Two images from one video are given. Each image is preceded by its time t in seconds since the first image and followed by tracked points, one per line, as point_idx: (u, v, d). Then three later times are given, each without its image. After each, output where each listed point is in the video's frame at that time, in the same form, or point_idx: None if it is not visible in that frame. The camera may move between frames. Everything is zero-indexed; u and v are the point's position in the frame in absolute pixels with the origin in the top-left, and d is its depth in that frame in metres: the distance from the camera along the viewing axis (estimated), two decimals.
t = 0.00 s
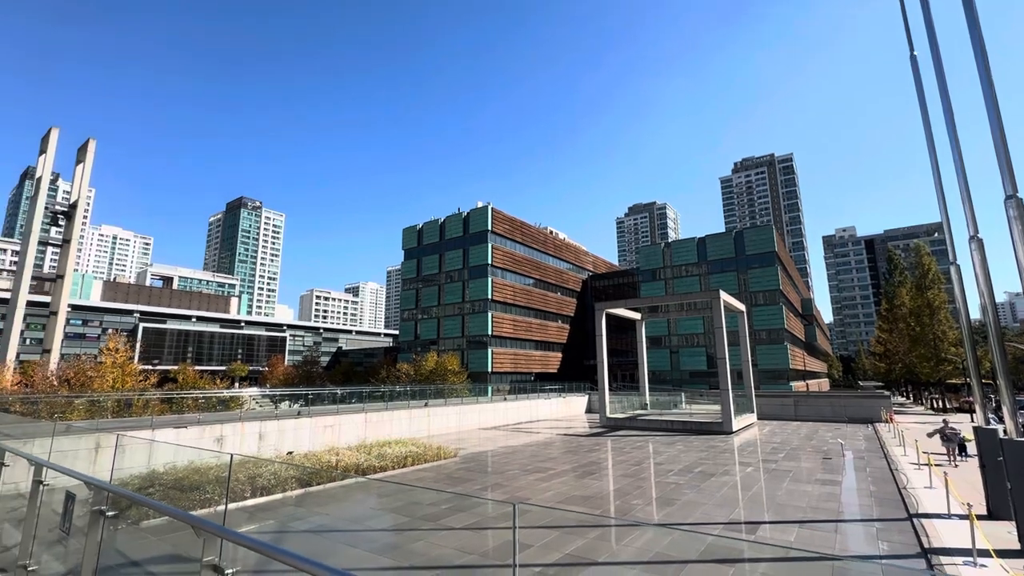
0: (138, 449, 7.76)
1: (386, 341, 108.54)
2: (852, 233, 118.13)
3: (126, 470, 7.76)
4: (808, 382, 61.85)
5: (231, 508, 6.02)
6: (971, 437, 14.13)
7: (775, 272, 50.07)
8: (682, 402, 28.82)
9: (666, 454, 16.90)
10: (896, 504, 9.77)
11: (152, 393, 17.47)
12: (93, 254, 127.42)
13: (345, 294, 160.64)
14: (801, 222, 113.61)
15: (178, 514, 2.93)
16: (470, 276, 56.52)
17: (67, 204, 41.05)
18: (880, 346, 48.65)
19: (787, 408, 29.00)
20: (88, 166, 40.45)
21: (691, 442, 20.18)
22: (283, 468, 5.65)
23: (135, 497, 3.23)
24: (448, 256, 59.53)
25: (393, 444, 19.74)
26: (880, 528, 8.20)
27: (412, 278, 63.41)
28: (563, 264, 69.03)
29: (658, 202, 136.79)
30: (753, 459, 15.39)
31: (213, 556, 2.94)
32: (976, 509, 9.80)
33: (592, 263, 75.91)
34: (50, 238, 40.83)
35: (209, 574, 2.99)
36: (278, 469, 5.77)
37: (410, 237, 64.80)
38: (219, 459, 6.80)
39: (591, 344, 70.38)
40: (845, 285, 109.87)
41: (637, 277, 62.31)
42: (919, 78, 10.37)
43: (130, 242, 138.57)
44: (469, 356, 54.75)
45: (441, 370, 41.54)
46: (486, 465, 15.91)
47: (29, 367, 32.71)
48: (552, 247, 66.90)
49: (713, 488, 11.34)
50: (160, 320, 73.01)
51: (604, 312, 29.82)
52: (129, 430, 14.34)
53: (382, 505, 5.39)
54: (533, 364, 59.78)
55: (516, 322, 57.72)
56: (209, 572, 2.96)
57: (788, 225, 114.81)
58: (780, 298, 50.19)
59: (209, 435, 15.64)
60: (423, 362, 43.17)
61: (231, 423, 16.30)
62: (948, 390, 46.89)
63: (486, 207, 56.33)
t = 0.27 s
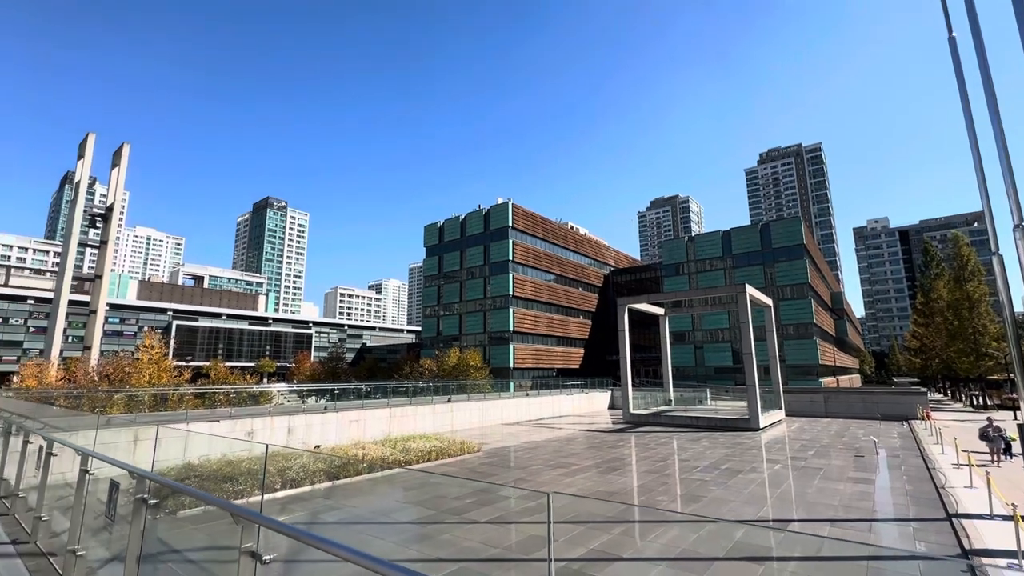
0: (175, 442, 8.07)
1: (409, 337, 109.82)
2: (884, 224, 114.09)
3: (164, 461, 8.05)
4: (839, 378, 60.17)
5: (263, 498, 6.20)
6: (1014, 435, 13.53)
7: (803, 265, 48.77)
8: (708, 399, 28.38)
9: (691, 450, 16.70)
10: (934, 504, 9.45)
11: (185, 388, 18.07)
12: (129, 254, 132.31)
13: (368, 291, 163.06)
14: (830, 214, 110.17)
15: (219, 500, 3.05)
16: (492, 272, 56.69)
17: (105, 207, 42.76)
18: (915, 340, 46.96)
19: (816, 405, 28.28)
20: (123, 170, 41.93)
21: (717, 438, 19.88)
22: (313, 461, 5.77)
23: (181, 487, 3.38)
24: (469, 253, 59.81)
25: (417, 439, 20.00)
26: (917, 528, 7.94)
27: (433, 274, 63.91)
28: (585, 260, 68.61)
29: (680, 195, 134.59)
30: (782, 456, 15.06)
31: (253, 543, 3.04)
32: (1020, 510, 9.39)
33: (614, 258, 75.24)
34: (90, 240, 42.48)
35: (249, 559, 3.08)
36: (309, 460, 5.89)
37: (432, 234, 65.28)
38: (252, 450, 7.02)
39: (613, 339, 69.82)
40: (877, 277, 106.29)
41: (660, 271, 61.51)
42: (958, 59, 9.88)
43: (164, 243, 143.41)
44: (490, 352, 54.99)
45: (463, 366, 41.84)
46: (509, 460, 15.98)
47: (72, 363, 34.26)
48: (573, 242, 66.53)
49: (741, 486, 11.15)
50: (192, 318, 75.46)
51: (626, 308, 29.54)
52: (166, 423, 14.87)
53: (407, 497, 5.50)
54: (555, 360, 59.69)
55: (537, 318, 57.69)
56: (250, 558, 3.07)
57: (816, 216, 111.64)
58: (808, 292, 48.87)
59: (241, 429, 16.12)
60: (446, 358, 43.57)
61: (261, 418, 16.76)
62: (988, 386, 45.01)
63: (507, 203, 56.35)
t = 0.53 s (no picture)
0: (214, 435, 8.40)
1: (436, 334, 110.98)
2: (927, 213, 108.80)
3: (204, 453, 8.38)
4: (879, 374, 57.88)
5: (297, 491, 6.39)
6: None
7: (839, 257, 47.07)
8: (739, 395, 27.76)
9: (723, 448, 16.38)
10: (984, 506, 9.01)
11: (223, 384, 18.72)
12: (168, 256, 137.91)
13: (395, 289, 165.54)
14: (868, 204, 105.51)
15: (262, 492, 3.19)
16: (517, 268, 56.72)
17: (145, 210, 44.70)
18: (961, 335, 44.72)
19: (855, 402, 27.32)
20: (162, 174, 43.81)
21: (749, 436, 19.44)
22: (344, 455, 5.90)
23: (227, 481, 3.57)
24: (494, 250, 60.00)
25: (445, 434, 20.24)
26: (965, 531, 7.58)
27: (459, 272, 64.37)
28: (610, 255, 67.93)
29: (708, 187, 131.52)
30: (818, 454, 14.61)
31: (293, 533, 3.14)
32: None
33: (640, 253, 74.25)
34: (132, 241, 44.47)
35: (289, 549, 3.17)
36: (341, 453, 6.01)
37: (457, 232, 65.74)
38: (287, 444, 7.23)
39: (640, 335, 68.96)
40: (920, 269, 101.56)
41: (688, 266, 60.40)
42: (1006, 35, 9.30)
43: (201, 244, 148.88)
44: (516, 348, 55.10)
45: (489, 362, 42.09)
46: (537, 456, 16.00)
47: (119, 360, 36.06)
48: (599, 237, 65.94)
49: (775, 484, 10.88)
50: (228, 317, 78.20)
51: (654, 303, 29.11)
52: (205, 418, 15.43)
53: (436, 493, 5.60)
54: (582, 356, 59.39)
55: (563, 314, 57.48)
56: (290, 547, 3.17)
57: (853, 207, 107.54)
58: (845, 285, 47.15)
59: (276, 424, 16.62)
60: (472, 355, 43.92)
61: (294, 413, 17.24)
62: None
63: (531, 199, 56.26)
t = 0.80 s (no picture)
0: (259, 430, 8.74)
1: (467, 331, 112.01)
2: (984, 198, 102.19)
3: (251, 447, 8.73)
4: (931, 370, 54.94)
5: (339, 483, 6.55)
6: None
7: (885, 246, 44.83)
8: (780, 391, 26.90)
9: (764, 446, 15.91)
10: None
11: (266, 381, 19.52)
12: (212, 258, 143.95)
13: (427, 287, 167.89)
14: (917, 190, 99.76)
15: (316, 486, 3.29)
16: (547, 265, 56.57)
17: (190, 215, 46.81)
18: None
19: (905, 399, 26.04)
20: (205, 181, 45.82)
21: (791, 433, 18.81)
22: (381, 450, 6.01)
23: (285, 475, 3.74)
24: (524, 246, 60.00)
25: (479, 430, 20.46)
26: None
27: (489, 269, 64.71)
28: (642, 249, 66.84)
29: (744, 178, 127.47)
30: (866, 453, 14.00)
31: (343, 526, 3.22)
32: None
33: (673, 246, 72.79)
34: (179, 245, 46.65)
35: (341, 541, 3.24)
36: (377, 448, 6.11)
37: (486, 230, 66.07)
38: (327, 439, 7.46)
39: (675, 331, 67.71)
40: (976, 258, 95.55)
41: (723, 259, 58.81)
42: None
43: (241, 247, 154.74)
44: (548, 345, 55.01)
45: (521, 359, 42.18)
46: (571, 453, 15.97)
47: (169, 358, 37.99)
48: (630, 231, 65.00)
49: (819, 483, 10.51)
50: (268, 316, 81.18)
51: (688, 298, 28.44)
52: (250, 414, 16.11)
53: (471, 488, 5.60)
54: (614, 352, 58.79)
55: (594, 310, 57.01)
56: (342, 539, 3.24)
57: (900, 194, 102.18)
58: (893, 276, 44.88)
59: (316, 420, 17.18)
60: (504, 351, 44.13)
61: (334, 409, 17.76)
62: None
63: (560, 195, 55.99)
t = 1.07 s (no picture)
0: (299, 427, 9.02)
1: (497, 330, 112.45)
2: None
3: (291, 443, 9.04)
4: (987, 366, 51.85)
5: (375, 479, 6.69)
6: None
7: (934, 237, 42.56)
8: (820, 389, 25.90)
9: (805, 446, 15.37)
10: None
11: (303, 379, 20.13)
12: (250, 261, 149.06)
13: (455, 286, 169.52)
14: (969, 177, 94.00)
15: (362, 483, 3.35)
16: (576, 262, 56.19)
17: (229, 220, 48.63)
18: None
19: (958, 397, 24.67)
20: (243, 187, 47.50)
21: (834, 433, 18.13)
22: (415, 447, 6.07)
23: (329, 471, 3.84)
24: (552, 244, 59.78)
25: (511, 428, 20.53)
26: None
27: (517, 267, 64.75)
28: (673, 245, 65.59)
29: (779, 169, 123.30)
30: (917, 454, 13.31)
31: (385, 522, 3.25)
32: None
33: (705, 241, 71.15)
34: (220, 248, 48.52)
35: (385, 538, 3.26)
36: (410, 444, 6.16)
37: (514, 228, 66.15)
38: (364, 435, 7.63)
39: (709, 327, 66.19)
40: None
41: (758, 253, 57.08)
42: None
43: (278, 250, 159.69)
44: (578, 343, 54.70)
45: (551, 357, 42.08)
46: (604, 451, 15.83)
47: (213, 357, 39.63)
48: (660, 227, 63.89)
49: (866, 485, 10.06)
50: (304, 317, 83.65)
51: (722, 293, 27.70)
52: (289, 411, 16.64)
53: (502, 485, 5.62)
54: (645, 350, 57.94)
55: (625, 307, 56.32)
56: (385, 536, 3.26)
57: (948, 181, 96.81)
58: (943, 268, 42.58)
59: (351, 417, 17.59)
60: (534, 349, 44.09)
61: (368, 407, 18.15)
62: None
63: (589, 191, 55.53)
